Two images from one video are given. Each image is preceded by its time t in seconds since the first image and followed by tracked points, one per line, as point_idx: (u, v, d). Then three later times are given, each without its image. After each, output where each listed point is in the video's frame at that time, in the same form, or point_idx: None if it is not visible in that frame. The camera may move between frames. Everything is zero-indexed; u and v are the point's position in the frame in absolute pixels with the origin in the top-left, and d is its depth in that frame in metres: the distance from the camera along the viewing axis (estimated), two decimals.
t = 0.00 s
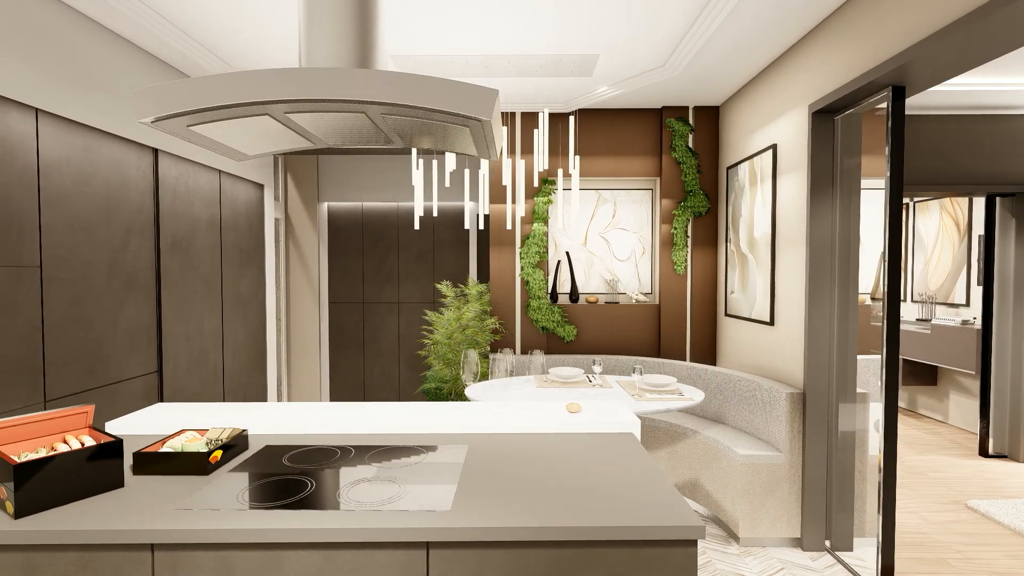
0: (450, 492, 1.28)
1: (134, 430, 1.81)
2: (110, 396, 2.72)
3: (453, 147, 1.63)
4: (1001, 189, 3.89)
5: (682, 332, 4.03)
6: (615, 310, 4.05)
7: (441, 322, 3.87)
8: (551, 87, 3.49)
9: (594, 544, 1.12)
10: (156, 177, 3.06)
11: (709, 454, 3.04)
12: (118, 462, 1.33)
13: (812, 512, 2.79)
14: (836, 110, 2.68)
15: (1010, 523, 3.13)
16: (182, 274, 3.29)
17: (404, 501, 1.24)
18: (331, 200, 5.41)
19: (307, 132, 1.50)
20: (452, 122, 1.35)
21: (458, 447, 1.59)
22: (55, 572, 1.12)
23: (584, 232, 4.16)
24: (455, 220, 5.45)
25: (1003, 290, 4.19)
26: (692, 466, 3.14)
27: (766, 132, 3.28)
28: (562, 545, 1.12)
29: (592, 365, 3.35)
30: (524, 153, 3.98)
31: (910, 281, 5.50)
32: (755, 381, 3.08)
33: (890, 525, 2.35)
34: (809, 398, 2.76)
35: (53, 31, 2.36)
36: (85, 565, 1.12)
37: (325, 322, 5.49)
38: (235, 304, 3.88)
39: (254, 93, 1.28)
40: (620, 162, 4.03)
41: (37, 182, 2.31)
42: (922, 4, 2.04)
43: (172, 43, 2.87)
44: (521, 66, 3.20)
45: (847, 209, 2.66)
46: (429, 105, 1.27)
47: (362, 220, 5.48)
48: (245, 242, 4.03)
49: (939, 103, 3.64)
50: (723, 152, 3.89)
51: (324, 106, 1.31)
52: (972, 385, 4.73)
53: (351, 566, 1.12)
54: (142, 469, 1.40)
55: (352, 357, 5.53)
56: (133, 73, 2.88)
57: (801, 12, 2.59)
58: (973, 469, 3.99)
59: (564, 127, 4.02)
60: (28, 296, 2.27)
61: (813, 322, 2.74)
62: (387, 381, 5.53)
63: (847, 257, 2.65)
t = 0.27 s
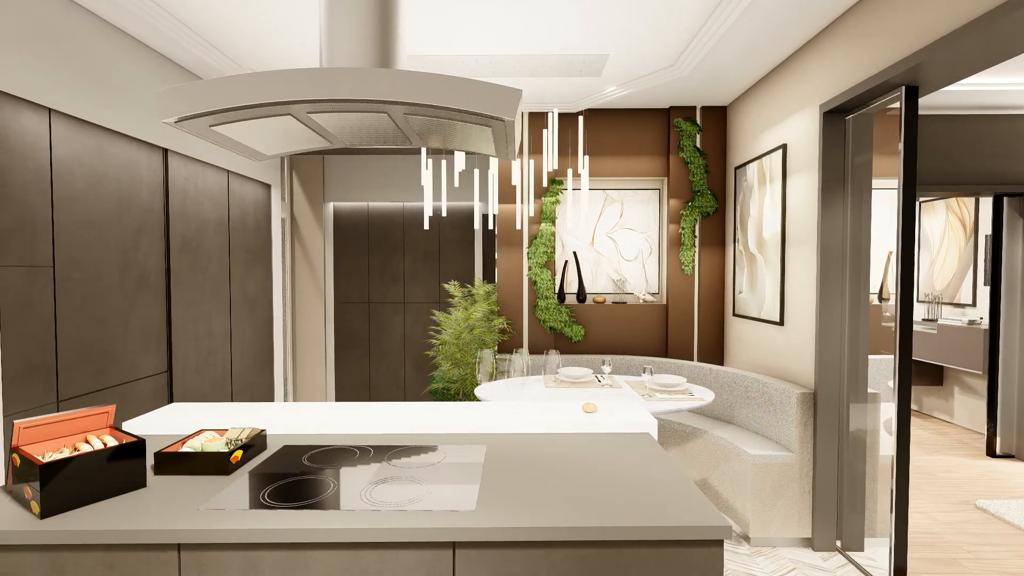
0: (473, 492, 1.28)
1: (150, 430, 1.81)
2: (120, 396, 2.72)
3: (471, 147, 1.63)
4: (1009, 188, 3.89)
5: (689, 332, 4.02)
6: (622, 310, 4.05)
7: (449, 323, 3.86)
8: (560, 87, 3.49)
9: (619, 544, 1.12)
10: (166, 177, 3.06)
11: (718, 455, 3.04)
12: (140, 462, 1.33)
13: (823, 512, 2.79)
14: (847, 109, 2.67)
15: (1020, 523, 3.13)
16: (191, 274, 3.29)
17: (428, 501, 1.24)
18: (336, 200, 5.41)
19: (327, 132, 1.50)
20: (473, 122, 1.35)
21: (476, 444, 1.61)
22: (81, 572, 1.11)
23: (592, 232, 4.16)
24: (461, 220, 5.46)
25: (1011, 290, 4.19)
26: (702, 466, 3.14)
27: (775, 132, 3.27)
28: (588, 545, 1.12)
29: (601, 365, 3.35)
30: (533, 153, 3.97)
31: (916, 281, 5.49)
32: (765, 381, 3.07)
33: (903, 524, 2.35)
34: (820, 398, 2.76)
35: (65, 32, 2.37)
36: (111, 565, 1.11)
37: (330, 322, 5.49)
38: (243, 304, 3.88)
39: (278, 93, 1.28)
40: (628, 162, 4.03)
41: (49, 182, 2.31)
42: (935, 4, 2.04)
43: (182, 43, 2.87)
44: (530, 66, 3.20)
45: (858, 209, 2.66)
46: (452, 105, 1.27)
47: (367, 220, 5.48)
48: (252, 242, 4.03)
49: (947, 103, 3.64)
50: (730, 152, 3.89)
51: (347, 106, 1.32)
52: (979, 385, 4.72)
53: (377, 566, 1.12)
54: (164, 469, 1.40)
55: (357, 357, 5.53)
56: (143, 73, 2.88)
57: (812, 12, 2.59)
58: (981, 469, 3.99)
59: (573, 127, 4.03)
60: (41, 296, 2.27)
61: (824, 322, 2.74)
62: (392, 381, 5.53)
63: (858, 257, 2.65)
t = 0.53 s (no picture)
0: (500, 492, 1.28)
1: (168, 430, 1.81)
2: (133, 396, 2.73)
3: (493, 147, 1.62)
4: (1018, 188, 3.89)
5: (698, 332, 4.02)
6: (631, 310, 4.05)
7: (458, 323, 3.86)
8: (569, 87, 3.49)
9: (649, 544, 1.12)
10: (178, 178, 3.06)
11: (729, 455, 3.04)
12: (166, 461, 1.33)
13: (836, 512, 2.79)
14: (859, 110, 2.67)
15: None
16: (201, 274, 3.29)
17: (454, 501, 1.24)
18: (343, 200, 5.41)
19: (350, 132, 1.50)
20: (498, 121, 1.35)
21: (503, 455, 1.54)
22: (112, 572, 1.12)
23: (600, 232, 4.15)
24: (467, 220, 5.46)
25: (1019, 290, 4.19)
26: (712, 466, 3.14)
27: (786, 132, 3.27)
28: (618, 545, 1.12)
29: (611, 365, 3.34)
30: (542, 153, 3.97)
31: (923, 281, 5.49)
32: (776, 381, 3.07)
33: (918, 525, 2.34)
34: (833, 398, 2.75)
35: (79, 32, 2.37)
36: (141, 565, 1.11)
37: (337, 322, 5.49)
38: (252, 304, 3.89)
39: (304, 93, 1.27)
40: (636, 162, 4.03)
41: (64, 182, 2.31)
42: (951, 5, 2.04)
43: (193, 43, 2.87)
44: (540, 66, 3.20)
45: (871, 209, 2.66)
46: (478, 104, 1.27)
47: (374, 220, 5.48)
48: (261, 242, 4.04)
49: (957, 103, 3.63)
50: (739, 152, 3.88)
51: (372, 106, 1.32)
52: (987, 385, 4.72)
53: (407, 566, 1.12)
54: (188, 469, 1.41)
55: (364, 357, 5.53)
56: (155, 73, 2.88)
57: (824, 13, 2.59)
58: (990, 469, 3.99)
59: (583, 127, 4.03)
60: (57, 296, 2.28)
61: (836, 322, 2.74)
62: (399, 381, 5.53)
63: (871, 257, 2.65)
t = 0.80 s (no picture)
0: (530, 492, 1.28)
1: (188, 430, 1.81)
2: (147, 395, 2.73)
3: (517, 147, 1.62)
4: None
5: (708, 332, 4.02)
6: (640, 310, 4.05)
7: (468, 323, 3.86)
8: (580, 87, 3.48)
9: (683, 544, 1.12)
10: (190, 178, 3.06)
11: (743, 455, 3.04)
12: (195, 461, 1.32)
13: (850, 512, 2.79)
14: (874, 110, 2.67)
15: None
16: (213, 274, 3.29)
17: (486, 501, 1.24)
18: (350, 200, 5.41)
19: (375, 132, 1.49)
20: (526, 121, 1.35)
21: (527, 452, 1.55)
22: (146, 572, 1.12)
23: (609, 232, 4.15)
24: (474, 220, 5.46)
25: None
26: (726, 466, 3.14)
27: (798, 132, 3.27)
28: (652, 545, 1.12)
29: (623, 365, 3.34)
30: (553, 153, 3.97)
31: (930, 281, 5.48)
32: (789, 381, 3.07)
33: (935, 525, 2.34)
34: (847, 398, 2.75)
35: (95, 33, 2.37)
36: (175, 565, 1.11)
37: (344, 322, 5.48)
38: (262, 304, 3.89)
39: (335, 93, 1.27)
40: (646, 162, 4.03)
41: (81, 182, 2.32)
42: (969, 5, 2.04)
43: (207, 43, 2.87)
44: (553, 66, 3.20)
45: (886, 209, 2.65)
46: (507, 104, 1.27)
47: (381, 220, 5.49)
48: (271, 242, 4.04)
49: (968, 102, 3.63)
50: (750, 152, 3.88)
51: (402, 105, 1.31)
52: (995, 385, 4.72)
53: (442, 566, 1.12)
54: (215, 470, 1.40)
55: (371, 357, 5.53)
56: (169, 74, 2.88)
57: (839, 13, 2.59)
58: (1000, 469, 3.99)
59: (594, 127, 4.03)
60: (74, 296, 2.28)
61: (850, 322, 2.73)
62: (406, 380, 5.53)
63: (886, 256, 2.65)
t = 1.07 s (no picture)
0: (562, 492, 1.29)
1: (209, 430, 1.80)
2: (162, 395, 2.73)
3: (542, 147, 1.63)
4: None
5: (719, 332, 4.02)
6: (650, 310, 4.05)
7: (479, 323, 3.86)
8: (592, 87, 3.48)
9: (719, 544, 1.12)
10: (204, 178, 3.07)
11: (757, 454, 3.04)
12: (225, 460, 1.32)
13: (865, 512, 2.78)
14: (890, 110, 2.66)
15: None
16: (226, 275, 3.29)
17: (519, 501, 1.24)
18: (358, 200, 5.41)
19: (404, 132, 1.49)
20: (557, 122, 1.35)
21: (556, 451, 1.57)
22: (182, 572, 1.12)
23: (619, 232, 4.14)
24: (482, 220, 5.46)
25: None
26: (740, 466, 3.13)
27: (811, 132, 3.26)
28: (689, 546, 1.12)
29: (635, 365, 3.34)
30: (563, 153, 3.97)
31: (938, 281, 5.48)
32: (803, 381, 3.07)
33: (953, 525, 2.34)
34: (863, 398, 2.75)
35: (112, 33, 2.37)
36: (212, 565, 1.11)
37: (352, 322, 5.48)
38: (272, 304, 3.89)
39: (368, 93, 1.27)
40: (657, 163, 4.03)
41: (98, 182, 2.32)
42: (989, 5, 2.03)
43: (222, 44, 2.87)
44: (566, 66, 3.20)
45: (902, 209, 2.65)
46: (541, 104, 1.26)
47: (389, 220, 5.49)
48: (281, 242, 4.04)
49: (980, 102, 3.63)
50: (761, 152, 3.88)
51: (434, 105, 1.31)
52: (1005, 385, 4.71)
53: (478, 566, 1.12)
54: (243, 470, 1.40)
55: (379, 357, 5.53)
56: (183, 74, 2.88)
57: (855, 13, 2.58)
58: (1011, 469, 3.98)
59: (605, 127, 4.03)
60: (92, 296, 2.28)
61: (866, 322, 2.73)
62: (413, 380, 5.53)
63: (902, 256, 2.64)
